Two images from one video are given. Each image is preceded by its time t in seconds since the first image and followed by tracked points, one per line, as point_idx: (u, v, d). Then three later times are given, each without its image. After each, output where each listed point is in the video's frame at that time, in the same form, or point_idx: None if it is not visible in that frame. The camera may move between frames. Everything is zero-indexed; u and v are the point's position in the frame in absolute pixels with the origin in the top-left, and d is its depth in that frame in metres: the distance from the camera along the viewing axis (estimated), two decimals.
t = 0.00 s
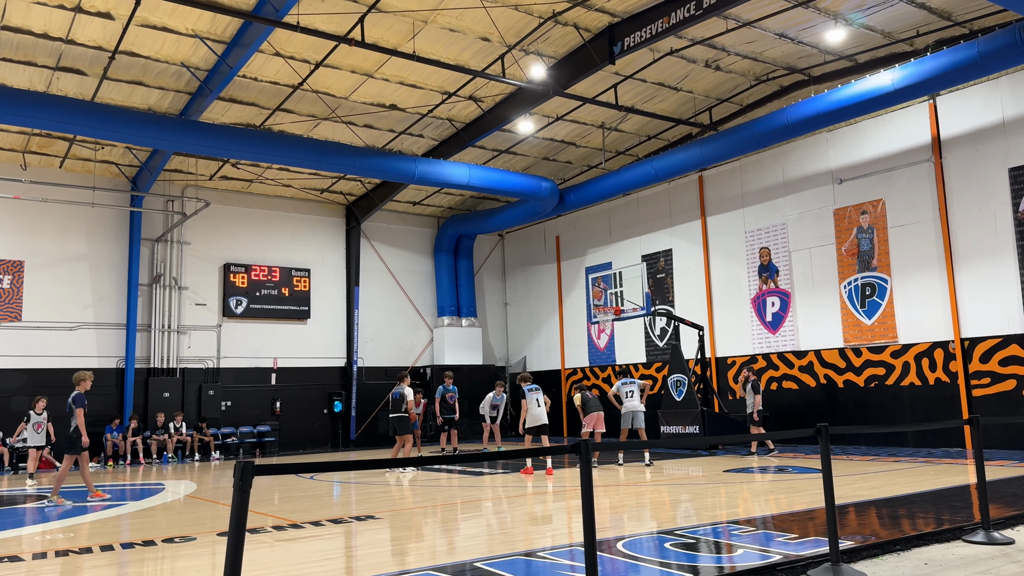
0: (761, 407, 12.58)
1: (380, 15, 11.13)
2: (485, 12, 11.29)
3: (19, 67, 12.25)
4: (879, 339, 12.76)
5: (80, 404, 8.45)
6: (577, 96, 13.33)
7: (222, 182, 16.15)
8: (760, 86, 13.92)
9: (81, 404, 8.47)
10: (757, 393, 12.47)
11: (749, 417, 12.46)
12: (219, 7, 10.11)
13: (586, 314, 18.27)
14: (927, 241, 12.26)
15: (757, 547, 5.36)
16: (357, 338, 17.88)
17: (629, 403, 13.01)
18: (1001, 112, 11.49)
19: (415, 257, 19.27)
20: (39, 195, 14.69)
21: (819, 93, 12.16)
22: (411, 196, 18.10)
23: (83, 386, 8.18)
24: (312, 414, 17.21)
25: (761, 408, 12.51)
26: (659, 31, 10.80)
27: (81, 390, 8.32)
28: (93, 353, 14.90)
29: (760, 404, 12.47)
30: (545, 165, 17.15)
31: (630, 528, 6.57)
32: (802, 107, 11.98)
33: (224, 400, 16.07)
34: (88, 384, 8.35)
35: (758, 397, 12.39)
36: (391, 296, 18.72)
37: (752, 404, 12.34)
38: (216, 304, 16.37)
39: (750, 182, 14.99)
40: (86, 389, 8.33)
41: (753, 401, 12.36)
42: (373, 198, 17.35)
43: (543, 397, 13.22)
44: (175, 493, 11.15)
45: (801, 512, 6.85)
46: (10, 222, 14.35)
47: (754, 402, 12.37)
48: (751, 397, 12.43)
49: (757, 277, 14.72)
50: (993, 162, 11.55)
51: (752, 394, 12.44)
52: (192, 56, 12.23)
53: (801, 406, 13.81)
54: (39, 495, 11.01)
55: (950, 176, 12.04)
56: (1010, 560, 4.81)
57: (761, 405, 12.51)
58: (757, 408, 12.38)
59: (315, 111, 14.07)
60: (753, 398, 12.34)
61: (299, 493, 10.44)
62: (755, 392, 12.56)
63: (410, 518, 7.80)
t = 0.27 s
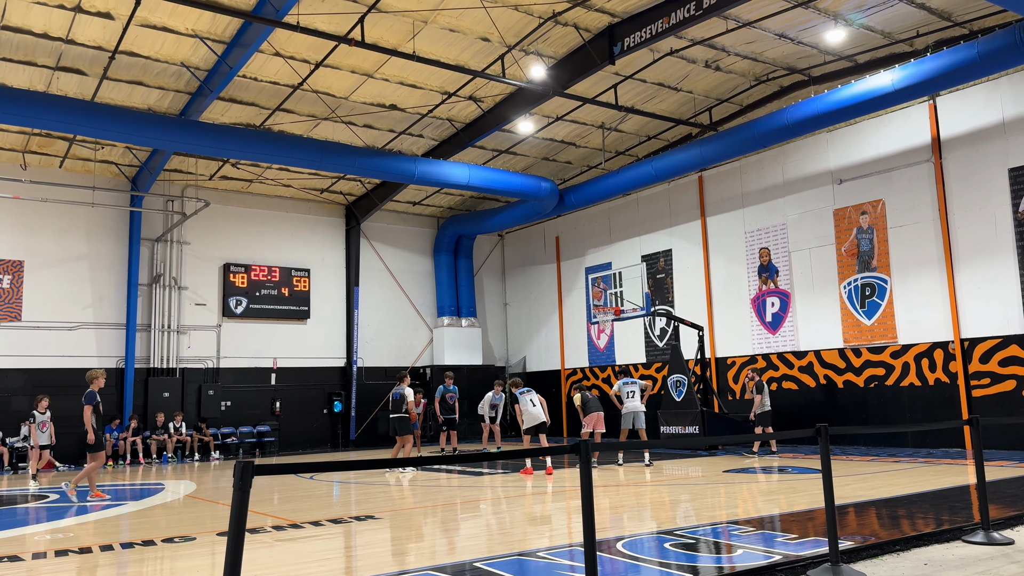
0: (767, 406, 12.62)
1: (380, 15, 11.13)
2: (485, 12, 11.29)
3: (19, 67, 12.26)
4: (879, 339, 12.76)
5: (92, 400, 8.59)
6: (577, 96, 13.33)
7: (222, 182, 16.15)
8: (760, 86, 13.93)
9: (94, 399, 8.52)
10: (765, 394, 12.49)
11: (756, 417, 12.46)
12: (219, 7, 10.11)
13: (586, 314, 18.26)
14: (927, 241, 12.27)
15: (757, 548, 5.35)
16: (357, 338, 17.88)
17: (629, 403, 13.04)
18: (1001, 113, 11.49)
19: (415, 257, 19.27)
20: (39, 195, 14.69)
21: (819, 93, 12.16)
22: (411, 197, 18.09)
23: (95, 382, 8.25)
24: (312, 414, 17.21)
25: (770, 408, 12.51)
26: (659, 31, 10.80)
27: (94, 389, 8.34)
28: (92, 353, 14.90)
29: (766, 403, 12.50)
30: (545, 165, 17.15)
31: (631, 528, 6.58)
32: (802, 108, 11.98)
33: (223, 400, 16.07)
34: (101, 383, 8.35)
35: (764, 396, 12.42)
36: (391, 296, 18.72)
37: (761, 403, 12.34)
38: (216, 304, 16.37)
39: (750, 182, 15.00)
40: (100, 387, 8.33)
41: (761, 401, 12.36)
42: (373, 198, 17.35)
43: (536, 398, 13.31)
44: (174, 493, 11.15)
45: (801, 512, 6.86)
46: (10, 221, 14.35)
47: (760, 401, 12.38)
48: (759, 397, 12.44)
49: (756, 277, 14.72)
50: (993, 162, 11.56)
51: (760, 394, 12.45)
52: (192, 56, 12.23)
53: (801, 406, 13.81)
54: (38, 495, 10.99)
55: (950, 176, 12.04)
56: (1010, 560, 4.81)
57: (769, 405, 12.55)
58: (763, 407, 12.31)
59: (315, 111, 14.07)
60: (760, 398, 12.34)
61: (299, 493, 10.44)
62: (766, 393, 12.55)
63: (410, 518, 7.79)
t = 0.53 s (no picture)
0: (770, 406, 12.59)
1: (381, 15, 11.13)
2: (485, 13, 11.29)
3: (19, 67, 12.26)
4: (879, 340, 12.76)
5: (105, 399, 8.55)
6: (577, 96, 13.33)
7: (222, 182, 16.15)
8: (760, 86, 13.92)
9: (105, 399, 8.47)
10: (768, 394, 12.43)
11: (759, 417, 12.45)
12: (219, 7, 10.11)
13: (586, 314, 18.26)
14: (927, 242, 12.26)
15: (757, 548, 5.34)
16: (357, 338, 17.88)
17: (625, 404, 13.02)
18: (1001, 113, 11.49)
19: (415, 257, 19.27)
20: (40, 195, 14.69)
21: (819, 94, 12.16)
22: (411, 197, 18.09)
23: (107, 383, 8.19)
24: (312, 414, 17.20)
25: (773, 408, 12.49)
26: (659, 32, 10.80)
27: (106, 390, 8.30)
28: (93, 353, 14.90)
29: (768, 403, 12.47)
30: (545, 165, 17.15)
31: (631, 528, 6.59)
32: (802, 108, 11.98)
33: (224, 400, 16.07)
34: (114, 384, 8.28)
35: (767, 396, 12.37)
36: (391, 296, 18.72)
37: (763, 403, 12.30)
38: (216, 304, 16.38)
39: (750, 182, 14.99)
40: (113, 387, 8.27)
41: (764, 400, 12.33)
42: (373, 198, 17.35)
43: (533, 398, 13.32)
44: (174, 493, 11.15)
45: (801, 513, 6.86)
46: (10, 221, 14.35)
47: (763, 401, 12.35)
48: (763, 397, 12.40)
49: (757, 277, 14.72)
50: (993, 163, 11.55)
51: (763, 393, 12.41)
52: (193, 56, 12.23)
53: (801, 407, 13.80)
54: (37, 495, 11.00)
55: (950, 177, 12.04)
56: (1010, 561, 4.81)
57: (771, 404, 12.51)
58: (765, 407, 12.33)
59: (315, 111, 14.07)
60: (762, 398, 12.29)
61: (299, 493, 10.44)
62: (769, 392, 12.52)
63: (410, 518, 7.78)
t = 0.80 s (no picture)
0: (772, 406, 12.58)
1: (382, 15, 11.14)
2: (485, 12, 11.29)
3: (20, 67, 12.27)
4: (880, 340, 12.75)
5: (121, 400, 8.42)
6: (578, 96, 13.33)
7: (223, 182, 16.16)
8: (761, 86, 13.92)
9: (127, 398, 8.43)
10: (771, 393, 12.43)
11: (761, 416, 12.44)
12: (219, 7, 10.11)
13: (586, 314, 18.25)
14: (928, 242, 12.25)
15: (757, 549, 5.33)
16: (357, 338, 17.87)
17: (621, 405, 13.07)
18: (1002, 114, 11.48)
19: (416, 257, 19.27)
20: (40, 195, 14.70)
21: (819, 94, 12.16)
22: (412, 196, 18.09)
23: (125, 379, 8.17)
24: (312, 414, 17.21)
25: (775, 408, 12.49)
26: (660, 32, 10.80)
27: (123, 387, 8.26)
28: (93, 352, 14.90)
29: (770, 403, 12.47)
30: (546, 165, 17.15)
31: (631, 527, 6.60)
32: (802, 108, 11.98)
33: (224, 400, 16.08)
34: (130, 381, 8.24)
35: (770, 396, 12.36)
36: (392, 296, 18.72)
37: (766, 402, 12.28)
38: (217, 304, 16.38)
39: (750, 182, 14.99)
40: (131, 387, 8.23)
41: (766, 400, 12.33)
42: (374, 198, 17.35)
43: (532, 398, 13.32)
44: (175, 493, 11.14)
45: (802, 513, 6.86)
46: (11, 221, 14.36)
47: (765, 401, 12.34)
48: (766, 396, 12.40)
49: (757, 278, 14.71)
50: (994, 163, 11.55)
51: (766, 392, 12.40)
52: (193, 56, 12.24)
53: (802, 407, 13.79)
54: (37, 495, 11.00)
55: (950, 177, 12.04)
56: (1011, 561, 4.80)
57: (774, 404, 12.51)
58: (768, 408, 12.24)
59: (316, 111, 14.08)
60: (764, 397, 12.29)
61: (299, 493, 10.45)
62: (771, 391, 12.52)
63: (411, 518, 7.77)
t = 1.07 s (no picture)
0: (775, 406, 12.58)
1: (382, 15, 11.14)
2: (486, 12, 11.29)
3: (21, 67, 12.28)
4: (881, 340, 12.74)
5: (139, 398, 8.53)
6: (578, 96, 13.33)
7: (224, 182, 16.16)
8: (762, 86, 13.91)
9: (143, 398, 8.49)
10: (773, 392, 12.43)
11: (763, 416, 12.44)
12: (220, 7, 10.12)
13: (587, 314, 18.25)
14: (929, 242, 12.25)
15: (758, 550, 5.32)
16: (358, 338, 17.87)
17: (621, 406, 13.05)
18: (1003, 114, 11.48)
19: (417, 257, 19.27)
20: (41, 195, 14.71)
21: (820, 94, 12.16)
22: (412, 197, 18.09)
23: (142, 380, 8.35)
24: (313, 414, 17.21)
25: (777, 407, 12.49)
26: (660, 32, 10.81)
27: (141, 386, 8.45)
28: (94, 352, 14.90)
29: (773, 403, 12.46)
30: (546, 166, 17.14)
31: (632, 527, 6.60)
32: (803, 108, 11.98)
33: (225, 399, 16.09)
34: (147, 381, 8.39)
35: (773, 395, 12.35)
36: (392, 296, 18.72)
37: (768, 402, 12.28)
38: (218, 304, 16.38)
39: (751, 183, 14.99)
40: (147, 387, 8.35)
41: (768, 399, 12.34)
42: (374, 198, 17.35)
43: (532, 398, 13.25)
44: (176, 493, 11.14)
45: (803, 513, 6.86)
46: (12, 221, 14.36)
47: (768, 400, 12.34)
48: (768, 395, 12.41)
49: (758, 278, 14.71)
50: (995, 163, 11.54)
51: (768, 392, 12.41)
52: (194, 56, 12.25)
53: (803, 408, 13.79)
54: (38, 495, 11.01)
55: (951, 177, 12.04)
56: (1012, 562, 4.80)
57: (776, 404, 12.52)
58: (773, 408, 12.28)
59: (317, 111, 14.08)
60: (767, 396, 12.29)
61: (300, 493, 10.46)
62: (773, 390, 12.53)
63: (411, 519, 7.76)
